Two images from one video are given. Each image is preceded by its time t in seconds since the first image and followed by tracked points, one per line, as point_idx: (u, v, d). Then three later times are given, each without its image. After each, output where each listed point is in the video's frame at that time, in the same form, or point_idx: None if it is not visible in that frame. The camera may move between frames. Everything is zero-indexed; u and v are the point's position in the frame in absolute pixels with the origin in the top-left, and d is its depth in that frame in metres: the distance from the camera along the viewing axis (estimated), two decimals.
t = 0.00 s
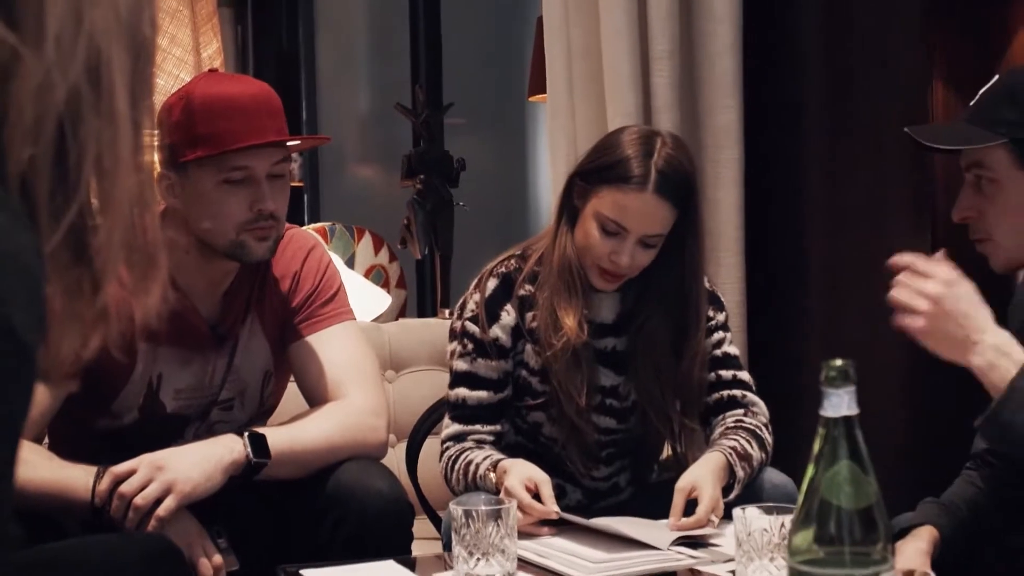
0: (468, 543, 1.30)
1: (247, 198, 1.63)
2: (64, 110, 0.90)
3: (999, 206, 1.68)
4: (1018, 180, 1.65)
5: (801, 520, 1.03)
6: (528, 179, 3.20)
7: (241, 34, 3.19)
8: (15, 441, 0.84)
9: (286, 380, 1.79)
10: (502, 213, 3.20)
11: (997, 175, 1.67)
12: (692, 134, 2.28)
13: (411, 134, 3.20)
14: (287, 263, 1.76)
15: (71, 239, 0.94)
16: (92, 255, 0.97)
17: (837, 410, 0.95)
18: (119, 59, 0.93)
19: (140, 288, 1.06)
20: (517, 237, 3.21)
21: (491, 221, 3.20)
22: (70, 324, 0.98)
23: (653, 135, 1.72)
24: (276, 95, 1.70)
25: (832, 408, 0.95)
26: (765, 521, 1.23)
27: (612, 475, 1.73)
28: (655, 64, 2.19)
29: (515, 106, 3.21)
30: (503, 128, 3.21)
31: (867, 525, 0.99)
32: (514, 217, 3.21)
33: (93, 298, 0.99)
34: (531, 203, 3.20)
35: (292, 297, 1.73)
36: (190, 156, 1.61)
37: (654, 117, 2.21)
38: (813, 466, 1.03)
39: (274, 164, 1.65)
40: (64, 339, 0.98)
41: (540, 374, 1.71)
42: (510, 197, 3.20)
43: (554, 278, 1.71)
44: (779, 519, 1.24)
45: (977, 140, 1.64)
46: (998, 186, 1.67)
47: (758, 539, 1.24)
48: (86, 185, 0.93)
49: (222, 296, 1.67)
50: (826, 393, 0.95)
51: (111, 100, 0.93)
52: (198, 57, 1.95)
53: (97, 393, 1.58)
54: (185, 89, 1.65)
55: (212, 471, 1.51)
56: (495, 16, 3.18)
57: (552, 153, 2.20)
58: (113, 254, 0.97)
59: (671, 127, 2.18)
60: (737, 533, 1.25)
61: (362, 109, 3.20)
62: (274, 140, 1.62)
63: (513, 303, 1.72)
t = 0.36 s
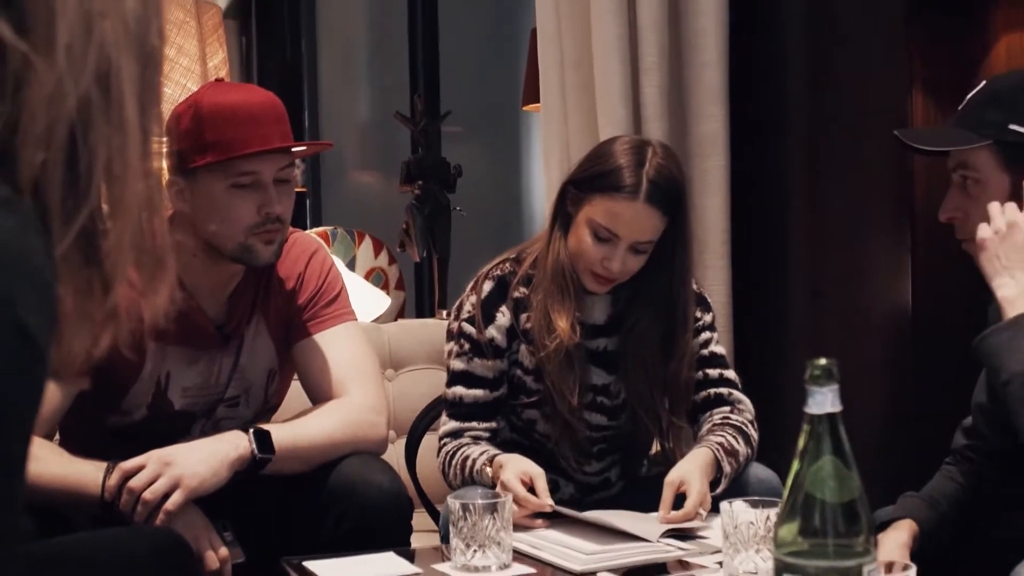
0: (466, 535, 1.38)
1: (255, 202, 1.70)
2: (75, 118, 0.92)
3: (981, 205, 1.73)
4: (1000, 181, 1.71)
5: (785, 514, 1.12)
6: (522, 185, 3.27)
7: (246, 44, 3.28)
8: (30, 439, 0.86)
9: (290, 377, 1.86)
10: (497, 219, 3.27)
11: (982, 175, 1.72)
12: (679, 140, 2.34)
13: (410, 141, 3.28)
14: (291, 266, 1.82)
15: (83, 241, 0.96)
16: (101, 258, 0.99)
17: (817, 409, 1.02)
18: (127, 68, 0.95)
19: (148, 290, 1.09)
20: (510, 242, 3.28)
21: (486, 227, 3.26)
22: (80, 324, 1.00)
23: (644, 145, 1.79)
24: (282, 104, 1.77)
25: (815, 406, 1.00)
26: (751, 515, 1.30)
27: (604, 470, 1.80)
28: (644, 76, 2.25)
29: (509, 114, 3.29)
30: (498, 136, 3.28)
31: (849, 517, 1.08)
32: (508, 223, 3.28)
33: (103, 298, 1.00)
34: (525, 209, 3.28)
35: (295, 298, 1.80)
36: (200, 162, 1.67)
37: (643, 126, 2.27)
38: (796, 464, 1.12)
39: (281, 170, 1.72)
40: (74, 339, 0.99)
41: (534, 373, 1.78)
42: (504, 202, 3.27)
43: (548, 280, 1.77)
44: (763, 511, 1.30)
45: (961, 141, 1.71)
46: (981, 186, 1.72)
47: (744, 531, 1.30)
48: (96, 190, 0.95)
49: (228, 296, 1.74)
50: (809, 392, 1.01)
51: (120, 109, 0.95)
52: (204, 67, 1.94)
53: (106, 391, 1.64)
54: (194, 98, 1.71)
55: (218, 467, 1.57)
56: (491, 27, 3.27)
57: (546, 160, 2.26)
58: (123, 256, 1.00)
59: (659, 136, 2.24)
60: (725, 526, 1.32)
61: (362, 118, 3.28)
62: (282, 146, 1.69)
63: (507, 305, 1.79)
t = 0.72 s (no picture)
0: (459, 527, 1.43)
1: (257, 207, 1.76)
2: (81, 126, 0.95)
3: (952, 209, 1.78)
4: (970, 186, 1.75)
5: (767, 507, 1.07)
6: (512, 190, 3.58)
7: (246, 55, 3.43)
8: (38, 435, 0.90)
9: (288, 376, 1.93)
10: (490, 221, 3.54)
11: (953, 180, 1.77)
12: (662, 148, 2.42)
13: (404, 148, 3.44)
14: (291, 268, 1.89)
15: (88, 246, 0.99)
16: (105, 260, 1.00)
17: (797, 408, 0.97)
18: (132, 77, 0.98)
19: (152, 291, 1.13)
20: (503, 243, 3.56)
21: (481, 228, 3.52)
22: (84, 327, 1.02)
23: (630, 153, 1.85)
24: (282, 112, 1.83)
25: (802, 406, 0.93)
26: (733, 507, 1.36)
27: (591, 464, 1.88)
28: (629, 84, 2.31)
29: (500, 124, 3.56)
30: (489, 144, 3.53)
31: (829, 511, 1.04)
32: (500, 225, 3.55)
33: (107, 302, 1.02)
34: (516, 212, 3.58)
35: (294, 298, 1.86)
36: (204, 168, 1.74)
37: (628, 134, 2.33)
38: (777, 458, 1.08)
39: (282, 176, 1.79)
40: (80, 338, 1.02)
41: (523, 372, 1.84)
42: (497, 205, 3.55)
43: (537, 284, 1.83)
44: (745, 504, 1.37)
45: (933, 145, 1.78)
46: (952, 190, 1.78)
47: (727, 523, 1.37)
48: (101, 196, 0.98)
49: (229, 298, 1.80)
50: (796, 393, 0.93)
51: (125, 117, 0.98)
52: (205, 77, 1.98)
53: (110, 390, 1.71)
54: (196, 106, 1.77)
55: (219, 463, 1.63)
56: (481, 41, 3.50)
57: (536, 167, 2.33)
58: (127, 258, 1.02)
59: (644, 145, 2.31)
60: (708, 518, 1.38)
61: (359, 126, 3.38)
62: (283, 153, 1.76)
63: (497, 307, 1.85)
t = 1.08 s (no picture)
0: (446, 522, 1.50)
1: (251, 214, 1.83)
2: (99, 143, 0.91)
3: (924, 213, 1.84)
4: (942, 188, 1.81)
5: (743, 502, 1.09)
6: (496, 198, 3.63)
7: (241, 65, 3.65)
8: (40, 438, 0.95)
9: (281, 376, 2.01)
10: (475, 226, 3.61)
11: (925, 183, 1.83)
12: (643, 157, 2.49)
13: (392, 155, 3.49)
14: (284, 272, 1.97)
15: (99, 259, 0.93)
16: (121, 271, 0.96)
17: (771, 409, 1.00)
18: (145, 96, 0.95)
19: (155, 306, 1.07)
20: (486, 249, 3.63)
21: (462, 232, 3.59)
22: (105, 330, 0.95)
23: (611, 163, 1.93)
24: (276, 123, 1.90)
25: (771, 402, 0.98)
26: (710, 502, 1.43)
27: (572, 462, 1.94)
28: (609, 98, 2.39)
29: (484, 133, 3.63)
30: (474, 152, 3.62)
31: (804, 507, 1.07)
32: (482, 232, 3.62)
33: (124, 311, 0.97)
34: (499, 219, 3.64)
35: (286, 301, 1.94)
36: (201, 175, 1.81)
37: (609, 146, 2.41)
38: (751, 456, 1.10)
39: (275, 184, 1.87)
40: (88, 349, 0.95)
41: (507, 373, 1.92)
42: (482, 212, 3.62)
43: (520, 288, 1.91)
44: (722, 499, 1.43)
45: (908, 148, 1.83)
46: (925, 193, 1.83)
47: (704, 517, 1.43)
48: (114, 210, 0.93)
49: (224, 301, 1.87)
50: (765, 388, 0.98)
51: (139, 134, 0.94)
52: (201, 88, 2.03)
53: (109, 390, 1.77)
54: (193, 117, 1.84)
55: (213, 460, 1.70)
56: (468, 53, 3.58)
57: (519, 174, 2.40)
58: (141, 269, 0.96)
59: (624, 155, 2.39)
60: (686, 513, 1.45)
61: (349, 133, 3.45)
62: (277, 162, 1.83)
63: (482, 310, 1.93)
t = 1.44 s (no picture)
0: (426, 517, 1.58)
1: (240, 222, 1.91)
2: (95, 154, 0.91)
3: (885, 222, 1.90)
4: (902, 198, 1.87)
5: (709, 498, 1.12)
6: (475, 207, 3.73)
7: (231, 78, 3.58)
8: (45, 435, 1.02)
9: (268, 378, 2.09)
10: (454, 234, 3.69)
11: (886, 193, 1.90)
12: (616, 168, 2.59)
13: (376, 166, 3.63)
14: (272, 277, 2.06)
15: (93, 263, 0.92)
16: (114, 276, 0.95)
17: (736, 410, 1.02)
18: (138, 108, 0.95)
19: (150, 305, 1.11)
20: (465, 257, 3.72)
21: (443, 239, 3.68)
22: (97, 332, 0.94)
23: (585, 173, 2.02)
24: (265, 135, 1.99)
25: (736, 403, 1.01)
26: (678, 498, 1.52)
27: (547, 459, 2.03)
28: (584, 113, 2.49)
29: (465, 144, 3.73)
30: (454, 163, 3.72)
31: (766, 502, 1.09)
32: (462, 240, 3.71)
33: (115, 315, 0.97)
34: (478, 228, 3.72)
35: (274, 305, 2.02)
36: (192, 184, 1.89)
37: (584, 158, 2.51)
38: (717, 453, 1.12)
39: (264, 194, 1.95)
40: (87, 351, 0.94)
41: (485, 373, 2.00)
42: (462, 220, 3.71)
43: (498, 293, 1.99)
44: (690, 495, 1.52)
45: (868, 160, 1.90)
46: (886, 203, 1.90)
47: (673, 512, 1.52)
48: (105, 215, 0.92)
49: (213, 305, 1.95)
50: (730, 388, 1.00)
51: (132, 144, 0.95)
52: (192, 99, 2.11)
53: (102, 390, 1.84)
54: (186, 128, 1.93)
55: (202, 458, 1.77)
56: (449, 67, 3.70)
57: (498, 184, 2.50)
58: (134, 275, 0.96)
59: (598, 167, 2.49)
60: (657, 509, 1.53)
61: (334, 144, 3.59)
62: (265, 172, 1.91)
63: (462, 313, 2.01)
